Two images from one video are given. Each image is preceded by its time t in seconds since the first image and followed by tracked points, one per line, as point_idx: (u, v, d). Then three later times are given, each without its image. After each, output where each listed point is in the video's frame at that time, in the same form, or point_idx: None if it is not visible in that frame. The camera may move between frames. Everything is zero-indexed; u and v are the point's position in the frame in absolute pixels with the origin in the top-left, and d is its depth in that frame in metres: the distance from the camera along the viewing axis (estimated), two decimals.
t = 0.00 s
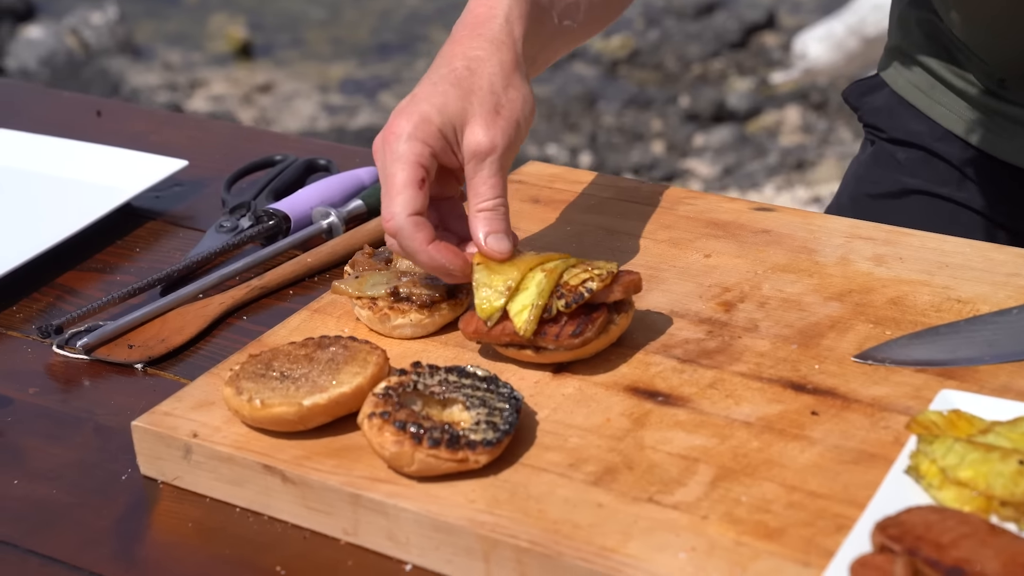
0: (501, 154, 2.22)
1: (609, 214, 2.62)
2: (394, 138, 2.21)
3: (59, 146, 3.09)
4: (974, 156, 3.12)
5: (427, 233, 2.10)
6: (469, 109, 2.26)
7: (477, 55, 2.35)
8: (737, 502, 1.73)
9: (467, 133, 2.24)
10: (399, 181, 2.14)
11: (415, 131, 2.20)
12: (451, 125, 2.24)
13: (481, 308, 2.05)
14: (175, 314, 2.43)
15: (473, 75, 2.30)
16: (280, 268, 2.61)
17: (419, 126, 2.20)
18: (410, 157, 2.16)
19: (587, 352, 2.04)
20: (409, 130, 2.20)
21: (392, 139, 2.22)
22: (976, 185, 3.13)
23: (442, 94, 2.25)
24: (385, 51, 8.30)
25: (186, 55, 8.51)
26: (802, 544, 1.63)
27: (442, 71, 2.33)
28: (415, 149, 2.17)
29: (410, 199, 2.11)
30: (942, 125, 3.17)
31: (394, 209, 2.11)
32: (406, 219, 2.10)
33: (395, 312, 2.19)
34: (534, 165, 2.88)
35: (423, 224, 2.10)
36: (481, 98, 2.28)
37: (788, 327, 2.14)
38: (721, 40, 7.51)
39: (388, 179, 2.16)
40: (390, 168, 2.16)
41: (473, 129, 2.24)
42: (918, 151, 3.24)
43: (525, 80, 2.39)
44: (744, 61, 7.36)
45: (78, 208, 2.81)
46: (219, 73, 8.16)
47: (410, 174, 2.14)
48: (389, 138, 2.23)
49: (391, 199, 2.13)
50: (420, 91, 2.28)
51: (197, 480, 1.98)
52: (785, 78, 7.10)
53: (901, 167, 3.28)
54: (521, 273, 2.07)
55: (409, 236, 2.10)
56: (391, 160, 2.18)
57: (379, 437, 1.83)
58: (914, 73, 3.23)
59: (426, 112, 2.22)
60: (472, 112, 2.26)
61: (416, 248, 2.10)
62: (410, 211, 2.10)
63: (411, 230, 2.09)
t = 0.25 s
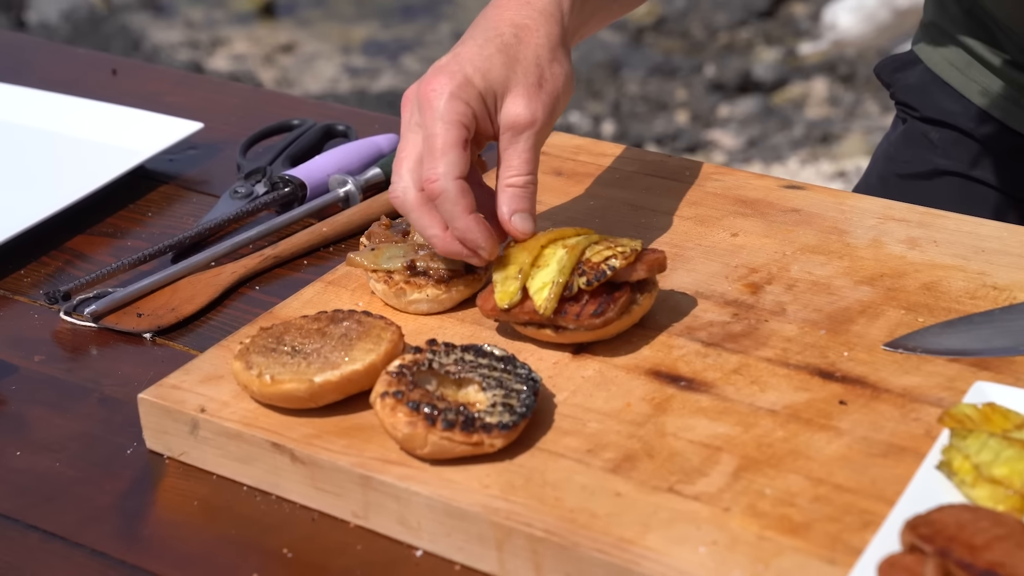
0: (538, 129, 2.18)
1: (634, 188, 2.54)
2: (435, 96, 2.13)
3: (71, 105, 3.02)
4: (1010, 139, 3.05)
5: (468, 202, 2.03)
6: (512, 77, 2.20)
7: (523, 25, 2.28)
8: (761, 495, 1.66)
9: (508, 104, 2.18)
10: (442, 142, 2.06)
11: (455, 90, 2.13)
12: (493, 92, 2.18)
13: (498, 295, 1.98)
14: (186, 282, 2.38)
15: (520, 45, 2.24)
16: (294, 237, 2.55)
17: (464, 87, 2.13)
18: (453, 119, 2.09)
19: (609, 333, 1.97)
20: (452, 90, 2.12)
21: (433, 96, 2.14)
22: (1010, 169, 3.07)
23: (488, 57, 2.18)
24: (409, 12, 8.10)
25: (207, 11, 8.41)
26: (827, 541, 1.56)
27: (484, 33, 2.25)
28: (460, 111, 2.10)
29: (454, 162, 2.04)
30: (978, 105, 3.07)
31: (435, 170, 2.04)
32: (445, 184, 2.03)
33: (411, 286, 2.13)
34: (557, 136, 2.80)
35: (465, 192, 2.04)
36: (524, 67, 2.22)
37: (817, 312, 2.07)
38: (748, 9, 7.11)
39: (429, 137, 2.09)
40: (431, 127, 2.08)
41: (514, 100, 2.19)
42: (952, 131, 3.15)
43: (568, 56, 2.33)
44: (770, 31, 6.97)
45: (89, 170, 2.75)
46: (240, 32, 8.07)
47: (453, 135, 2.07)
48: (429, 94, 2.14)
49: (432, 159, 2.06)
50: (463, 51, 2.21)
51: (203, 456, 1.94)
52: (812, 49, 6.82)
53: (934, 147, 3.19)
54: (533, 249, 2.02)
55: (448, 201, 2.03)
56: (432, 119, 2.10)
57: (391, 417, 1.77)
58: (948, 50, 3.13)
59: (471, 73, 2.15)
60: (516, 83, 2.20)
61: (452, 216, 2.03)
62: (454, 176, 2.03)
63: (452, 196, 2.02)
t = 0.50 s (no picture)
0: (571, 130, 2.13)
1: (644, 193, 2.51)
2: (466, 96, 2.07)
3: (77, 104, 3.00)
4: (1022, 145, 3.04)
5: (508, 203, 1.97)
6: (543, 78, 2.15)
7: (548, 28, 2.23)
8: (773, 508, 1.63)
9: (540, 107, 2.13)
10: (479, 141, 1.99)
11: (489, 90, 2.07)
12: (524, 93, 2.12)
13: (513, 299, 1.95)
14: (190, 286, 2.36)
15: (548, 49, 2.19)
16: (300, 240, 2.52)
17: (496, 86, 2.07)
18: (487, 119, 2.02)
19: (619, 341, 1.96)
20: (485, 89, 2.06)
21: (464, 97, 2.07)
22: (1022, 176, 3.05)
23: (518, 57, 2.13)
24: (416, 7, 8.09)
25: (215, 6, 8.39)
26: (840, 556, 1.53)
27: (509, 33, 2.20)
28: (492, 110, 2.04)
29: (493, 162, 1.98)
30: (990, 108, 3.07)
31: (475, 170, 1.97)
32: (487, 186, 1.97)
33: (419, 292, 2.10)
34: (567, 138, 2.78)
35: (504, 191, 1.97)
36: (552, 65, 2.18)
37: (830, 320, 2.04)
38: (759, 8, 7.15)
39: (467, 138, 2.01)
40: (467, 126, 2.02)
41: (545, 100, 2.14)
42: (965, 136, 3.12)
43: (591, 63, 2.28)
44: (780, 31, 6.98)
45: (94, 171, 2.73)
46: (249, 27, 8.05)
47: (490, 134, 2.00)
48: (461, 93, 2.08)
49: (469, 159, 1.99)
50: (491, 51, 2.15)
51: (207, 464, 1.92)
52: (823, 49, 6.82)
53: (945, 151, 3.14)
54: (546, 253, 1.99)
55: (488, 202, 1.97)
56: (467, 119, 2.04)
57: (398, 426, 1.75)
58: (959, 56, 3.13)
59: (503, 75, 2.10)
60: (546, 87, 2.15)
61: (494, 216, 1.97)
62: (494, 177, 1.97)
63: (494, 198, 1.96)
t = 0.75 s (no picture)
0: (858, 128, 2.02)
1: (639, 206, 2.51)
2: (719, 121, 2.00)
3: (71, 118, 3.01)
4: (999, 160, 2.94)
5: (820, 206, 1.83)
6: (819, 82, 2.05)
7: (769, 3, 2.24)
8: (770, 519, 1.63)
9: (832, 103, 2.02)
10: (783, 153, 1.87)
11: (778, 96, 1.95)
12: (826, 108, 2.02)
13: (508, 313, 1.96)
14: (185, 299, 2.35)
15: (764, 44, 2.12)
16: (296, 253, 2.52)
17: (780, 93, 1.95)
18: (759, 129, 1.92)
19: (615, 353, 1.96)
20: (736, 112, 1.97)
21: (722, 119, 1.99)
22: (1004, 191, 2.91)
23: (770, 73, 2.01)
24: (409, 22, 7.98)
25: (208, 22, 8.40)
26: (838, 567, 1.53)
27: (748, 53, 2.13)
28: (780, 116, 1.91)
29: (797, 169, 1.85)
30: (966, 126, 3.00)
31: (788, 181, 1.84)
32: (761, 212, 1.87)
33: (415, 305, 2.10)
34: (562, 152, 2.79)
35: (816, 206, 1.84)
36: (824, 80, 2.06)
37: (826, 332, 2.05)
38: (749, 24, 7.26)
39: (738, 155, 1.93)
40: (776, 136, 1.89)
41: (826, 103, 2.02)
42: (940, 153, 3.03)
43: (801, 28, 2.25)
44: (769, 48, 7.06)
45: (89, 185, 2.72)
46: (240, 43, 8.06)
47: (792, 137, 1.89)
48: (710, 126, 1.99)
49: (777, 170, 1.86)
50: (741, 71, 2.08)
51: (203, 477, 1.91)
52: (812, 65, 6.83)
53: (921, 170, 3.04)
54: (539, 266, 1.99)
55: (768, 237, 1.86)
56: (721, 137, 1.97)
57: (395, 439, 1.74)
58: (934, 74, 3.07)
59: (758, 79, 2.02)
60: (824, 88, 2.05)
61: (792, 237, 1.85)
62: (810, 188, 1.83)
63: (815, 202, 1.83)
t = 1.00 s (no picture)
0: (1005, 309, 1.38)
1: (639, 208, 2.52)
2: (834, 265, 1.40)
3: (70, 122, 3.01)
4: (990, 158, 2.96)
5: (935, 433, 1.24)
6: (978, 267, 1.37)
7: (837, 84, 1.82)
8: (771, 519, 1.63)
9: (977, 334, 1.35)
10: (917, 348, 1.26)
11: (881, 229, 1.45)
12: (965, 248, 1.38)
13: (509, 314, 1.96)
14: (185, 302, 2.35)
15: (847, 131, 1.66)
16: (295, 256, 2.52)
17: (926, 275, 1.30)
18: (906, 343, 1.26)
19: (616, 354, 1.95)
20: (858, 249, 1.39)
21: (862, 290, 1.32)
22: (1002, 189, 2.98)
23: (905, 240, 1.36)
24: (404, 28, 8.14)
25: (204, 27, 8.42)
26: (839, 566, 1.53)
27: (815, 146, 1.69)
28: (910, 276, 1.30)
29: (925, 370, 1.24)
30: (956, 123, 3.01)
31: (905, 381, 1.24)
32: (862, 405, 1.28)
33: (415, 307, 2.10)
34: (561, 154, 2.80)
35: (925, 444, 1.25)
36: (949, 209, 1.46)
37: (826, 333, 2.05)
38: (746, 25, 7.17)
39: (858, 332, 1.30)
40: (891, 330, 1.29)
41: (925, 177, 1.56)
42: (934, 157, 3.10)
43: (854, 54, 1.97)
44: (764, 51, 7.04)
45: (87, 188, 2.72)
46: (236, 47, 8.07)
47: (938, 344, 1.26)
48: (843, 292, 1.34)
49: (897, 366, 1.26)
50: (857, 211, 1.47)
51: (204, 480, 1.91)
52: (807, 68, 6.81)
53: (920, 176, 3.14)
54: (540, 267, 2.00)
55: (912, 444, 1.24)
56: (842, 336, 1.31)
57: (396, 440, 1.74)
58: (924, 72, 3.06)
59: (898, 308, 1.29)
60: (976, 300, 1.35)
61: (917, 456, 1.24)
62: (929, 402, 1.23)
63: (925, 431, 1.24)
